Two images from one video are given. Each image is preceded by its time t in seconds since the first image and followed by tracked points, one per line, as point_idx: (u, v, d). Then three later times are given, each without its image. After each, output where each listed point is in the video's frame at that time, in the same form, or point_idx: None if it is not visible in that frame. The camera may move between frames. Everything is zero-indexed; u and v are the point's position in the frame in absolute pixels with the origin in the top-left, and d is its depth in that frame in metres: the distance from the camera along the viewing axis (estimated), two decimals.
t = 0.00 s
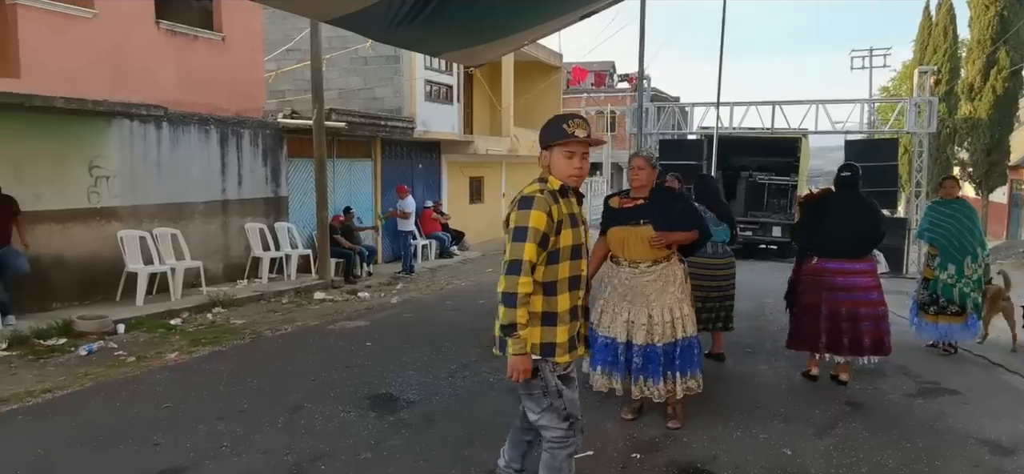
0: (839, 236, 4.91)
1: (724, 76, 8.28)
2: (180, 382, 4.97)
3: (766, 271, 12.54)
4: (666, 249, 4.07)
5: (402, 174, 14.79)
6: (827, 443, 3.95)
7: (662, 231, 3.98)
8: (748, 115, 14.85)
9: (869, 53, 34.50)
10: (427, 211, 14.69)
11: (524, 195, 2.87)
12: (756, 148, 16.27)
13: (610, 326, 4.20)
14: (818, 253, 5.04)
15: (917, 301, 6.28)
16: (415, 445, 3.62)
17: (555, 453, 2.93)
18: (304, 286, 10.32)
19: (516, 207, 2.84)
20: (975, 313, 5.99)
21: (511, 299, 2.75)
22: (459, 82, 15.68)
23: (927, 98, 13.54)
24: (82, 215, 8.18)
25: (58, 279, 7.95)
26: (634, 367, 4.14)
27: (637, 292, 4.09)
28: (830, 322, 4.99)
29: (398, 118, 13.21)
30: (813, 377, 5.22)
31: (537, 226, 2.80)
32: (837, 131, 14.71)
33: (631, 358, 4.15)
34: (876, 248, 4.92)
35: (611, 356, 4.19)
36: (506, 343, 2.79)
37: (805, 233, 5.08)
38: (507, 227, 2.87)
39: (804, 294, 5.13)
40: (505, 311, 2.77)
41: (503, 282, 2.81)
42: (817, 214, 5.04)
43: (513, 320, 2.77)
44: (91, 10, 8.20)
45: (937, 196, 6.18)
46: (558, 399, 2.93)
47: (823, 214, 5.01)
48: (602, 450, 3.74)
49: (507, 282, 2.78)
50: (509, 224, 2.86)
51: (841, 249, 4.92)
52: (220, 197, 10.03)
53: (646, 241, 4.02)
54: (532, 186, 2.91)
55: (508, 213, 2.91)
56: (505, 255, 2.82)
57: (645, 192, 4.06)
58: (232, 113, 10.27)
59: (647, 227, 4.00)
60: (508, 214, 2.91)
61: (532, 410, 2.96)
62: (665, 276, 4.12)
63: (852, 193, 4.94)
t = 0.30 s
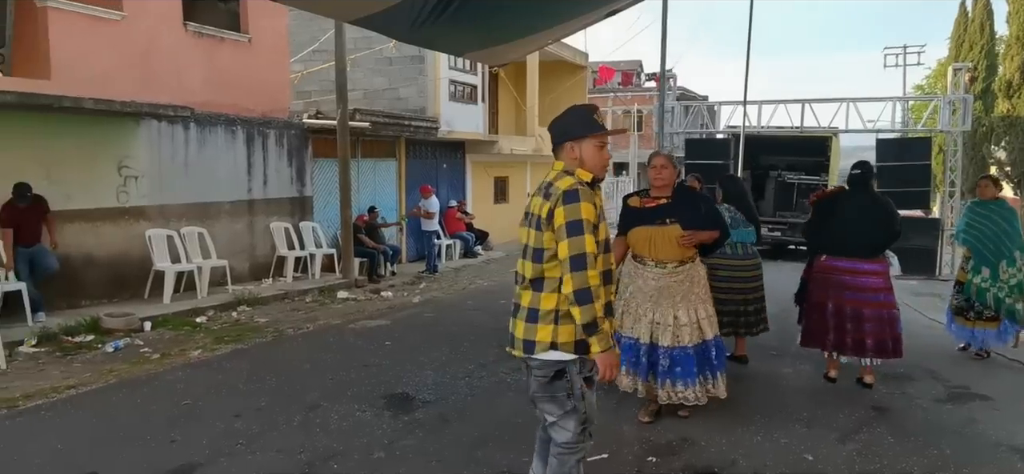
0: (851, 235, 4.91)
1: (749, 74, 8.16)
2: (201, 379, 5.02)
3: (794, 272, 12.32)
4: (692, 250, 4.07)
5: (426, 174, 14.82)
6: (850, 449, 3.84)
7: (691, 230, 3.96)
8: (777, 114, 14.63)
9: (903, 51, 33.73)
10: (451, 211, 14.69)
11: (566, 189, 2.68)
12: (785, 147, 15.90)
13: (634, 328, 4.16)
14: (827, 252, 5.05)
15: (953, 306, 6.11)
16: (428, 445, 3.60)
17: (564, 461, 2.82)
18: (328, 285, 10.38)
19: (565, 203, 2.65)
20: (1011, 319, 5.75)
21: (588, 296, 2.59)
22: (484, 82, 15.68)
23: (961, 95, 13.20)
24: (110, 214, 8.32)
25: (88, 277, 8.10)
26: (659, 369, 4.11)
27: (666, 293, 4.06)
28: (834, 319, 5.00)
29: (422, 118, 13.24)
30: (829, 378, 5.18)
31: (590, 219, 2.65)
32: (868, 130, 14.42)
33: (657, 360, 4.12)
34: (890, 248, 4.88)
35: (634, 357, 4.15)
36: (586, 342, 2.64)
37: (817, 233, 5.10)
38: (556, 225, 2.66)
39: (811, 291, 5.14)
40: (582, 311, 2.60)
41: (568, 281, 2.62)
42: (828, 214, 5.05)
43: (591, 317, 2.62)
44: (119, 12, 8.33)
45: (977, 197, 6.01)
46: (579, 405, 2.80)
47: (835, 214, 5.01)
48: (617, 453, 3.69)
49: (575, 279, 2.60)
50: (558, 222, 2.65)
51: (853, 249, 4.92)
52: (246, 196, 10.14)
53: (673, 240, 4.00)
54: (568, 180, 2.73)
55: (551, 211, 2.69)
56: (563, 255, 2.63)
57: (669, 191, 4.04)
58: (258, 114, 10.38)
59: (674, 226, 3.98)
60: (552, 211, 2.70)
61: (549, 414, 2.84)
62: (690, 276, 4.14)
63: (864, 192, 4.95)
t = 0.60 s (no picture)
0: (856, 234, 4.91)
1: (763, 73, 8.08)
2: (210, 378, 5.05)
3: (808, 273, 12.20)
4: (713, 251, 4.05)
5: (439, 174, 14.84)
6: (859, 452, 3.79)
7: (713, 232, 3.96)
8: (792, 113, 14.49)
9: (922, 50, 33.29)
10: (464, 211, 14.70)
11: (589, 193, 2.68)
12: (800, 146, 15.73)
13: (654, 332, 4.07)
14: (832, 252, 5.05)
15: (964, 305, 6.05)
16: (431, 445, 3.60)
17: (573, 462, 2.79)
18: (340, 284, 10.43)
19: (594, 209, 2.65)
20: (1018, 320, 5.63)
21: (630, 298, 2.62)
22: (497, 81, 15.67)
23: (981, 94, 13.00)
24: (125, 213, 8.40)
25: (102, 276, 8.18)
26: (680, 369, 4.07)
27: (688, 292, 4.02)
28: (825, 315, 5.06)
29: (434, 118, 13.26)
30: (843, 381, 5.12)
31: (617, 222, 2.70)
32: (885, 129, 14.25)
33: (677, 361, 4.08)
34: (895, 247, 4.88)
35: (652, 358, 4.09)
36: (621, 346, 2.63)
37: (820, 231, 5.10)
38: (586, 230, 2.64)
39: (810, 285, 5.20)
40: (625, 313, 2.61)
41: (608, 286, 2.61)
42: (831, 212, 5.05)
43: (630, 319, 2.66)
44: (133, 13, 8.42)
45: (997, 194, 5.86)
46: (593, 407, 2.78)
47: (840, 212, 5.01)
48: (621, 454, 3.67)
49: (616, 284, 2.62)
50: (589, 227, 2.64)
51: (858, 246, 4.91)
52: (259, 196, 10.21)
53: (697, 242, 3.97)
54: (583, 184, 2.72)
55: (578, 216, 2.65)
56: (600, 259, 2.62)
57: (687, 191, 4.01)
58: (272, 114, 10.44)
59: (698, 228, 3.96)
60: (578, 217, 2.66)
61: (562, 418, 2.80)
62: (709, 275, 4.13)
63: (868, 191, 4.96)
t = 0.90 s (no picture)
0: (857, 234, 4.89)
1: (770, 73, 8.05)
2: (214, 376, 5.09)
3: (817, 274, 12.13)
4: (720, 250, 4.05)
5: (447, 174, 14.86)
6: (860, 453, 3.77)
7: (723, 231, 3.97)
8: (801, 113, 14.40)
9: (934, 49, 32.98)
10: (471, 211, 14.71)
11: (577, 189, 2.80)
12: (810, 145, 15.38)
13: (672, 331, 4.00)
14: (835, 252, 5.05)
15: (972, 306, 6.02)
16: (430, 444, 3.61)
17: (563, 451, 2.87)
18: (347, 284, 10.47)
19: (584, 204, 2.77)
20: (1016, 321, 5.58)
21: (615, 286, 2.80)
22: (504, 81, 15.67)
23: (991, 93, 12.88)
24: (133, 213, 8.47)
25: (111, 275, 8.26)
26: (697, 363, 4.02)
27: (699, 291, 3.97)
28: (831, 319, 5.05)
29: (441, 118, 13.27)
30: (847, 381, 5.08)
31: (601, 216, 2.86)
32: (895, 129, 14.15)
33: (693, 356, 4.02)
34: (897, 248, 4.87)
35: (670, 357, 4.01)
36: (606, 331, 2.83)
37: (823, 231, 5.09)
38: (579, 224, 2.76)
39: (814, 290, 5.20)
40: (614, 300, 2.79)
41: (598, 277, 2.77)
42: (834, 212, 5.04)
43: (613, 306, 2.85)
44: (142, 15, 8.48)
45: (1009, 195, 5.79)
46: (584, 394, 2.88)
47: (843, 212, 4.99)
48: (619, 454, 3.68)
49: (605, 274, 2.79)
50: (581, 222, 2.75)
51: (860, 246, 4.89)
52: (267, 196, 10.26)
53: (707, 239, 3.92)
54: (568, 181, 2.83)
55: (571, 211, 2.76)
56: (592, 252, 2.75)
57: (693, 191, 4.01)
58: (279, 115, 10.48)
59: (709, 225, 3.94)
60: (571, 212, 2.76)
61: (553, 408, 2.86)
62: (717, 274, 4.09)
63: (872, 191, 4.96)
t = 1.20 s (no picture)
0: (871, 234, 4.87)
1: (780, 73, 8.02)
2: (221, 375, 5.14)
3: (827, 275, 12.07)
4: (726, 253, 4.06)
5: (456, 175, 14.88)
6: (863, 455, 3.76)
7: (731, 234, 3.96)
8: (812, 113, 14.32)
9: (948, 48, 32.70)
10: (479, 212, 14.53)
11: (566, 188, 2.89)
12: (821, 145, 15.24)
13: (678, 334, 4.03)
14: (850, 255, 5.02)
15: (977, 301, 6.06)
16: (433, 443, 3.65)
17: (567, 434, 2.95)
18: (356, 283, 10.53)
19: (572, 202, 2.86)
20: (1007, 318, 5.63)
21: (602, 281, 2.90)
22: (514, 82, 15.69)
23: (1005, 93, 12.76)
24: (145, 213, 8.56)
25: (123, 275, 8.35)
26: (701, 367, 4.06)
27: (708, 294, 3.97)
28: (845, 318, 5.06)
29: (451, 118, 13.30)
30: (852, 382, 5.04)
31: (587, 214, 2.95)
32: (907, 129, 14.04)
33: (698, 360, 4.05)
34: (911, 247, 4.85)
35: (677, 360, 4.05)
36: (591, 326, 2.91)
37: (836, 232, 5.07)
38: (568, 222, 2.85)
39: (830, 292, 5.19)
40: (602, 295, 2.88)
41: (586, 272, 2.86)
42: (846, 213, 5.02)
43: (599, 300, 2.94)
44: (154, 17, 8.56)
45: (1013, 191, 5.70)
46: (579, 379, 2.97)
47: (855, 212, 4.97)
48: (621, 454, 3.72)
49: (593, 269, 2.88)
50: (570, 220, 2.85)
51: (874, 247, 4.87)
52: (277, 197, 10.33)
53: (715, 243, 3.92)
54: (556, 180, 2.91)
55: (560, 209, 2.84)
56: (580, 249, 2.85)
57: (699, 193, 3.97)
58: (290, 116, 10.54)
59: (717, 229, 3.93)
60: (560, 210, 2.85)
61: (552, 395, 2.92)
62: (722, 277, 4.07)
63: (883, 191, 4.93)
